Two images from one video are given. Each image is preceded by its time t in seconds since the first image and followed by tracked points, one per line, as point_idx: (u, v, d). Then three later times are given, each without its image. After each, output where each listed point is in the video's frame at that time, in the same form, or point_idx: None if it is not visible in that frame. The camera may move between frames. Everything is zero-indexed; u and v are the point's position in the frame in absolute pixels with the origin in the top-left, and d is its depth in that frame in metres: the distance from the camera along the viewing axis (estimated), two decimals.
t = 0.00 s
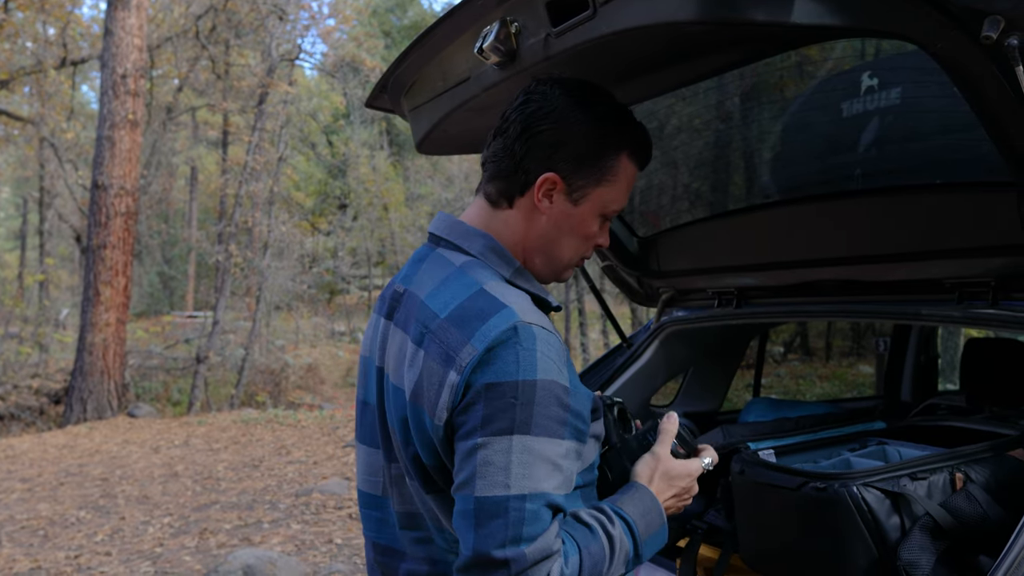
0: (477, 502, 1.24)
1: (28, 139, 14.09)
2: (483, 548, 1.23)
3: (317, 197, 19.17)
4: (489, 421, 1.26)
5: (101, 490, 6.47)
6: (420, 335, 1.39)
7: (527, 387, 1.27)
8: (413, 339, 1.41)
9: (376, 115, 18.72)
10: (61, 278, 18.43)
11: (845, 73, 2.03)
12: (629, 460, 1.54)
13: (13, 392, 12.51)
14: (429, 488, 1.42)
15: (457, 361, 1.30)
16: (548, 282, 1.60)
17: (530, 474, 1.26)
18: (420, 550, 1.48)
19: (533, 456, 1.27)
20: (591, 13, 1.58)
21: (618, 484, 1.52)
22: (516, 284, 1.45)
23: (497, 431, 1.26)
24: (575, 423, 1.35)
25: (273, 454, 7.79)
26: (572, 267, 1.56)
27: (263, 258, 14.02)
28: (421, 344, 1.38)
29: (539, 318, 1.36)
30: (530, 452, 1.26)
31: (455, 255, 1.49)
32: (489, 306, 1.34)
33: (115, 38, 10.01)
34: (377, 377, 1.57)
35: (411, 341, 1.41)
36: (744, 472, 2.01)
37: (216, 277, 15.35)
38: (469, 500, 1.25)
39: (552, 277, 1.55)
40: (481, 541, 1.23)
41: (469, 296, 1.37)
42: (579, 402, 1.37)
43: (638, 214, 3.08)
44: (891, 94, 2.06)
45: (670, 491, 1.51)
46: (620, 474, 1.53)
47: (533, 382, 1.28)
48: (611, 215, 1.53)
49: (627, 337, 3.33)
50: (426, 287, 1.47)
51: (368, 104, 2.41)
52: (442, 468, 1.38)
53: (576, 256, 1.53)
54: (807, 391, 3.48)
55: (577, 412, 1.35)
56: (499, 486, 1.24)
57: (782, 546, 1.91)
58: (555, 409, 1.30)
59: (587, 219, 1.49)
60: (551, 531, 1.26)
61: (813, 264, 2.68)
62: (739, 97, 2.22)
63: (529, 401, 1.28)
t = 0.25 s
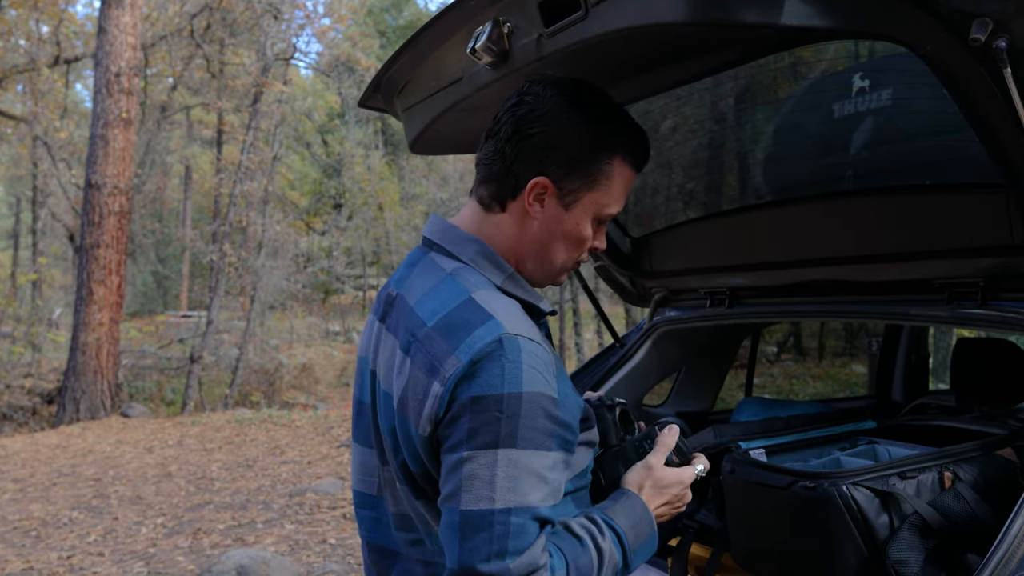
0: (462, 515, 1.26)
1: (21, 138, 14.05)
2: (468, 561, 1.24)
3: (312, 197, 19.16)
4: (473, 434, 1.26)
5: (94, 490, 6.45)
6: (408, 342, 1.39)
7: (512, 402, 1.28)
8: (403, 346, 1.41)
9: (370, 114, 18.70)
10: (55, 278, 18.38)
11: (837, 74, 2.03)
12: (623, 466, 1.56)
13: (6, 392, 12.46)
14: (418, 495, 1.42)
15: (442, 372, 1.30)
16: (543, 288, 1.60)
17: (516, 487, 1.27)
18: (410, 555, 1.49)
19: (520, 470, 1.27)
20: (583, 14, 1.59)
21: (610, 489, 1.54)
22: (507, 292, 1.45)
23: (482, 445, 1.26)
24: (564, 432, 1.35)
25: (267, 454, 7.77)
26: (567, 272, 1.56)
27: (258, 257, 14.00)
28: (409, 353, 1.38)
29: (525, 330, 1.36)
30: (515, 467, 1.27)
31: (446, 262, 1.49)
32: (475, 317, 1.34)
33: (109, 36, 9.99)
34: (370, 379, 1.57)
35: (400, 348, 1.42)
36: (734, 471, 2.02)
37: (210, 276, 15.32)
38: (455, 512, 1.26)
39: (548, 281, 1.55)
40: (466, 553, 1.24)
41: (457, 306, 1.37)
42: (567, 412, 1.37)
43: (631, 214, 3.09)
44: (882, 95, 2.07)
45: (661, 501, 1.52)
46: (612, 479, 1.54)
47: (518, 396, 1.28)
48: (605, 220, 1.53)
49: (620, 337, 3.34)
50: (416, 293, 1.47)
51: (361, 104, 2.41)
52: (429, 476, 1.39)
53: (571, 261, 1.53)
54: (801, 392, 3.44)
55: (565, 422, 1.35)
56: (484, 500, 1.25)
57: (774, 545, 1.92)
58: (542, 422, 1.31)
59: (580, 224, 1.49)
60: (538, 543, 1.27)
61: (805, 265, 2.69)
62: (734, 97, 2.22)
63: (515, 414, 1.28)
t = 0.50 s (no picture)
0: (442, 512, 1.25)
1: (13, 137, 14.00)
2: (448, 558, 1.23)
3: (306, 196, 19.15)
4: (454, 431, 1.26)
5: (85, 490, 6.43)
6: (394, 340, 1.40)
7: (492, 400, 1.27)
8: (389, 343, 1.41)
9: (364, 114, 18.69)
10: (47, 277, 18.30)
11: (829, 75, 2.04)
12: (617, 475, 1.56)
13: None
14: (402, 491, 1.43)
15: (423, 369, 1.30)
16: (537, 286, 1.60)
17: (496, 485, 1.25)
18: (398, 551, 1.48)
19: (501, 467, 1.26)
20: (574, 14, 1.59)
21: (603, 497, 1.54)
22: (495, 291, 1.45)
23: (461, 442, 1.26)
24: (545, 430, 1.34)
25: (260, 454, 7.76)
26: (562, 269, 1.55)
27: (251, 257, 13.99)
28: (394, 350, 1.39)
29: (507, 328, 1.35)
30: (495, 464, 1.26)
31: (436, 260, 1.49)
32: (458, 315, 1.34)
33: (101, 35, 9.96)
34: (361, 375, 1.58)
35: (386, 345, 1.42)
36: (725, 471, 2.03)
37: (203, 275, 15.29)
38: (435, 510, 1.26)
39: (543, 280, 1.55)
40: (446, 552, 1.23)
41: (441, 304, 1.37)
42: (550, 410, 1.36)
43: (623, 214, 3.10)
44: (873, 95, 2.07)
45: (652, 513, 1.51)
46: (605, 487, 1.55)
47: (498, 394, 1.27)
48: (598, 216, 1.53)
49: (612, 337, 3.32)
50: (405, 291, 1.48)
51: (353, 103, 2.41)
52: (411, 473, 1.39)
53: (565, 258, 1.52)
54: (794, 390, 3.49)
55: (547, 420, 1.34)
56: (463, 497, 1.24)
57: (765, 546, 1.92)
58: (522, 419, 1.30)
59: (573, 220, 1.48)
60: (518, 542, 1.25)
61: (796, 264, 2.70)
62: (727, 98, 2.23)
63: (494, 412, 1.27)
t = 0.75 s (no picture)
0: (454, 507, 1.23)
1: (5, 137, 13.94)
2: (462, 552, 1.21)
3: (300, 197, 19.14)
4: (460, 424, 1.25)
5: (77, 491, 6.41)
6: (392, 338, 1.39)
7: (499, 392, 1.27)
8: (387, 341, 1.40)
9: (358, 114, 18.68)
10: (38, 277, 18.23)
11: (820, 75, 2.04)
12: (611, 472, 1.57)
13: None
14: (401, 489, 1.42)
15: (426, 363, 1.30)
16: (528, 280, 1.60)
17: (509, 477, 1.24)
18: (395, 554, 1.47)
19: (511, 459, 1.25)
20: (565, 14, 1.59)
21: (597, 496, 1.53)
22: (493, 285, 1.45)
23: (471, 434, 1.25)
24: (549, 424, 1.34)
25: (253, 455, 7.75)
26: (556, 261, 1.56)
27: (244, 257, 13.97)
28: (393, 347, 1.38)
29: (508, 321, 1.35)
30: (506, 456, 1.25)
31: (430, 257, 1.48)
32: (459, 309, 1.34)
33: (94, 35, 9.93)
34: (353, 377, 1.56)
35: (384, 343, 1.41)
36: (716, 471, 2.03)
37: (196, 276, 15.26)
38: (446, 506, 1.24)
39: (538, 272, 1.55)
40: (460, 547, 1.21)
41: (441, 298, 1.37)
42: (553, 404, 1.36)
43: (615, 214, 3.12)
44: (865, 96, 2.07)
45: (650, 508, 1.53)
46: (601, 486, 1.54)
47: (504, 385, 1.27)
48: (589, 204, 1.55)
49: (605, 336, 3.33)
50: (400, 288, 1.47)
51: (345, 103, 2.40)
52: (413, 471, 1.38)
53: (559, 248, 1.53)
54: (786, 390, 3.49)
55: (551, 413, 1.34)
56: (476, 489, 1.23)
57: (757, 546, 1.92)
58: (528, 412, 1.30)
59: (567, 210, 1.50)
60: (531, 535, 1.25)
61: (788, 265, 2.70)
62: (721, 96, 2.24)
63: (502, 404, 1.26)
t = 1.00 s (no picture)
0: (495, 493, 1.21)
1: None
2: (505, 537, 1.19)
3: (293, 196, 19.12)
4: (493, 412, 1.24)
5: (68, 492, 6.38)
6: (403, 333, 1.37)
7: (531, 378, 1.26)
8: (396, 337, 1.38)
9: (352, 114, 18.67)
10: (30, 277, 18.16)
11: (812, 76, 2.04)
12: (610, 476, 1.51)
13: None
14: (415, 489, 1.37)
15: (449, 353, 1.28)
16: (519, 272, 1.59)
17: (545, 460, 1.24)
18: (398, 559, 1.44)
19: (542, 442, 1.25)
20: (556, 13, 1.58)
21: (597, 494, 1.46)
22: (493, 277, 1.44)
23: (506, 419, 1.23)
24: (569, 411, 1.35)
25: (245, 455, 7.74)
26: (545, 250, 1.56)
27: (237, 257, 13.94)
28: (406, 342, 1.35)
29: (525, 310, 1.35)
30: (542, 439, 1.24)
31: (431, 252, 1.47)
32: (478, 299, 1.33)
33: (86, 34, 9.90)
34: (346, 381, 1.53)
35: (392, 340, 1.38)
36: (707, 471, 2.03)
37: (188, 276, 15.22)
38: (488, 494, 1.21)
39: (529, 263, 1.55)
40: (506, 532, 1.19)
41: (456, 290, 1.36)
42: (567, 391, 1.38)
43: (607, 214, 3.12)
44: (856, 97, 2.08)
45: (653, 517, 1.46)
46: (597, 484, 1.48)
47: (531, 370, 1.27)
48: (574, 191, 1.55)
49: (597, 336, 3.34)
50: (407, 284, 1.44)
51: (338, 102, 2.39)
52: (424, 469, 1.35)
53: (547, 238, 1.53)
54: (779, 391, 3.49)
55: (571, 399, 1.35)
56: (517, 473, 1.21)
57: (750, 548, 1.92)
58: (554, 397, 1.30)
59: (554, 199, 1.50)
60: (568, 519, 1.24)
61: (780, 264, 2.71)
62: (715, 96, 2.25)
63: (533, 388, 1.26)
